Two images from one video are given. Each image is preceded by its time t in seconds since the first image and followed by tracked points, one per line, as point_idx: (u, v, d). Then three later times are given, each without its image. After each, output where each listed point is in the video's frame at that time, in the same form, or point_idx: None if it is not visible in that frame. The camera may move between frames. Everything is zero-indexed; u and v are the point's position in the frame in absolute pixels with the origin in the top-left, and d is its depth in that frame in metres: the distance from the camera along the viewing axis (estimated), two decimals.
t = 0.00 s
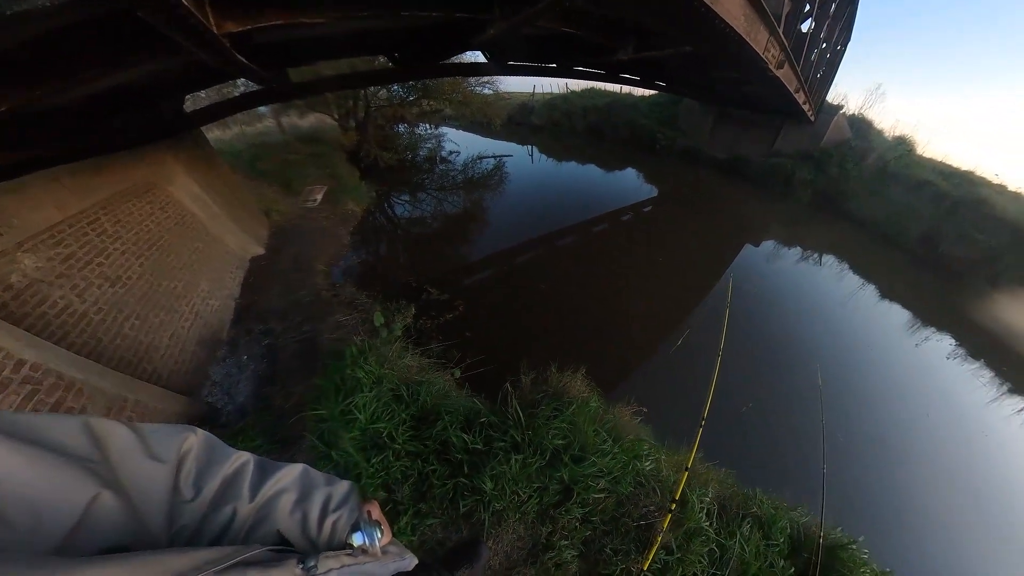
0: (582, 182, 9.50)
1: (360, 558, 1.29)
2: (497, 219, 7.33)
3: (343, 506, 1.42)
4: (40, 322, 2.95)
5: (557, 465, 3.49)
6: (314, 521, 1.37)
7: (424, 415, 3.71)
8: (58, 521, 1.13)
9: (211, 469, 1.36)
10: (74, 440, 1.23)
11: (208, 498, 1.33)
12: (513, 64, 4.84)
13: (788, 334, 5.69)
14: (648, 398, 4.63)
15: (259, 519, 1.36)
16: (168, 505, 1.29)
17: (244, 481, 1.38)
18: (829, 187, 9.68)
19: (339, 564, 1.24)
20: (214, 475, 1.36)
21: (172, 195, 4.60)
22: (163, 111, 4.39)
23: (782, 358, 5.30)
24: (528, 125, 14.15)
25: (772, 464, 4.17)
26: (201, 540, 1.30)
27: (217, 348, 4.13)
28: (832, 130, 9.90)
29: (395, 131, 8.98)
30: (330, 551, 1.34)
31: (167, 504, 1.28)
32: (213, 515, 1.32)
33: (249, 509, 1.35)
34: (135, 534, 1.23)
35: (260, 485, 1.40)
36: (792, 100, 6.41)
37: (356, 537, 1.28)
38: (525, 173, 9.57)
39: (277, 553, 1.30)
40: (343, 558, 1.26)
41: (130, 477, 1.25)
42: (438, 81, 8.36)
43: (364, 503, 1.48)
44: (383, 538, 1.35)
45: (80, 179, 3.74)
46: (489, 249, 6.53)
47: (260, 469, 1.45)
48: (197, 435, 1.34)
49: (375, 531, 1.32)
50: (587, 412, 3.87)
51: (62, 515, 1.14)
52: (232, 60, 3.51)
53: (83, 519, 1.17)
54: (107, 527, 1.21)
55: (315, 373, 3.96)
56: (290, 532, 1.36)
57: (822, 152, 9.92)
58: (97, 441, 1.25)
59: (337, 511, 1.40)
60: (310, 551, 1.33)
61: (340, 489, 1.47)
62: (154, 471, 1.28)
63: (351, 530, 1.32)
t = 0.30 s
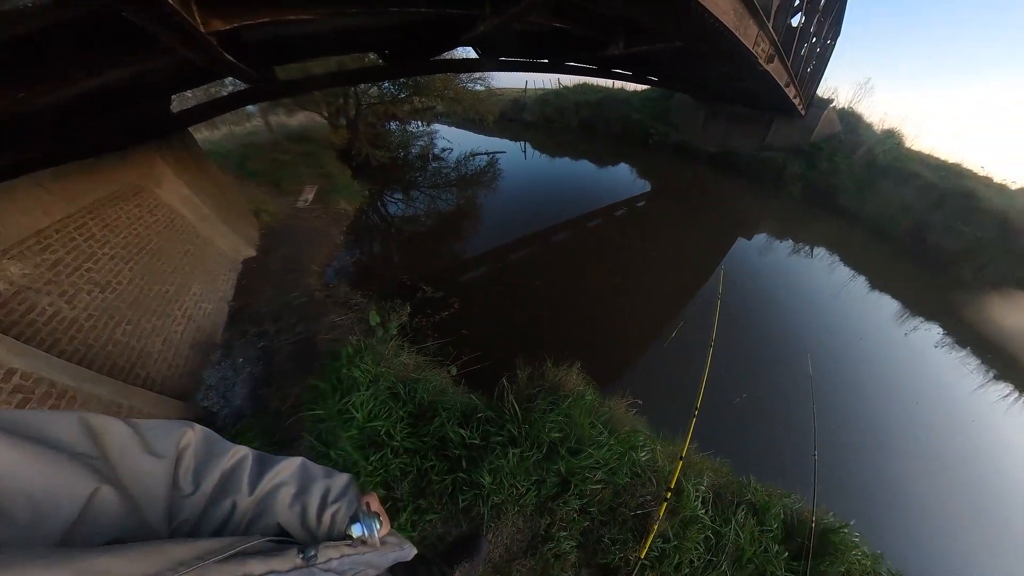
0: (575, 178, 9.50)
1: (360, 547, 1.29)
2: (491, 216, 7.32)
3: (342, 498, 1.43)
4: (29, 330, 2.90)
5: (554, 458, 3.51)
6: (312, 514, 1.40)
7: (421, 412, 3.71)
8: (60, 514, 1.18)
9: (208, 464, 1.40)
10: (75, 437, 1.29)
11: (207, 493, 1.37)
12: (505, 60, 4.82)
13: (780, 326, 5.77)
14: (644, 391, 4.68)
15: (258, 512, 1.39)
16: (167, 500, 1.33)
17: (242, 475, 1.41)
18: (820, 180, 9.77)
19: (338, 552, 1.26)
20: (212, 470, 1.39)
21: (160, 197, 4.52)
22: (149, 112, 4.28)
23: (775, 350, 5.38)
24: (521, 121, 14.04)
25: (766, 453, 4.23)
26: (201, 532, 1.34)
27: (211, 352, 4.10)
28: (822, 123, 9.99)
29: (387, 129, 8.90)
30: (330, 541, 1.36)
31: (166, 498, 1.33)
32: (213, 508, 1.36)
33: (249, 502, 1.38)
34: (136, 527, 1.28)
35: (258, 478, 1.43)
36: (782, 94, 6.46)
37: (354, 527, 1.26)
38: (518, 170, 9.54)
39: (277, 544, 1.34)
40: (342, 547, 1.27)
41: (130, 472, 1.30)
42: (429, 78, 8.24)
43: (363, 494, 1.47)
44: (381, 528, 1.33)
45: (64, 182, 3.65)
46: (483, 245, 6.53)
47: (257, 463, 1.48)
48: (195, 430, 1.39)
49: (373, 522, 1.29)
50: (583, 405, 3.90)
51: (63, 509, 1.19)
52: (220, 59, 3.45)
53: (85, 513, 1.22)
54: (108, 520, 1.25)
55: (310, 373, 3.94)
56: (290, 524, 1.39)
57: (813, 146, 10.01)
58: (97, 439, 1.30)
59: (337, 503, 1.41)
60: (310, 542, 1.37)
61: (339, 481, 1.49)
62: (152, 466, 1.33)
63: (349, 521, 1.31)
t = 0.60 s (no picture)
0: (568, 173, 9.49)
1: (356, 542, 1.43)
2: (485, 212, 7.30)
3: (340, 494, 1.55)
4: (17, 338, 2.81)
5: (552, 452, 3.54)
6: (312, 508, 1.51)
7: (419, 409, 3.72)
8: (61, 505, 1.21)
9: (206, 461, 1.47)
10: (72, 433, 1.33)
11: (206, 488, 1.43)
12: (495, 56, 4.80)
13: (772, 318, 5.85)
14: (639, 384, 4.72)
15: (259, 507, 1.48)
16: (167, 495, 1.39)
17: (240, 472, 1.48)
18: (811, 174, 9.86)
19: (336, 546, 1.39)
20: (210, 466, 1.46)
21: (149, 200, 4.42)
22: (132, 115, 4.11)
23: (768, 341, 5.46)
24: (513, 117, 13.94)
25: (759, 441, 4.31)
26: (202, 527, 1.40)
27: (204, 355, 4.06)
28: (814, 116, 10.08)
29: (379, 127, 8.80)
30: (330, 533, 1.49)
31: (166, 492, 1.39)
32: (212, 503, 1.43)
33: (248, 498, 1.46)
34: (134, 520, 1.32)
35: (256, 475, 1.51)
36: (773, 87, 6.49)
37: (354, 522, 1.41)
38: (511, 166, 9.50)
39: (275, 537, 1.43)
40: (340, 541, 1.40)
41: (130, 465, 1.37)
42: (421, 74, 8.02)
43: (361, 489, 1.62)
44: (379, 522, 1.48)
45: (48, 184, 3.55)
46: (478, 242, 6.52)
47: (254, 460, 1.55)
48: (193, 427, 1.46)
49: (372, 518, 1.45)
50: (580, 399, 3.93)
51: (64, 501, 1.22)
52: (206, 58, 3.39)
53: (84, 505, 1.26)
54: (106, 513, 1.29)
55: (306, 374, 3.92)
56: (289, 518, 1.49)
57: (804, 139, 10.09)
58: (95, 435, 1.36)
59: (335, 498, 1.53)
60: (309, 534, 1.47)
61: (337, 477, 1.61)
62: (150, 463, 1.39)
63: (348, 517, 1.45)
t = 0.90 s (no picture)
0: (556, 172, 9.50)
1: (358, 561, 1.40)
2: (474, 212, 7.26)
3: (336, 513, 1.57)
4: None
5: (551, 454, 3.53)
6: (307, 530, 1.52)
7: (415, 417, 3.67)
8: (33, 559, 1.23)
9: (190, 493, 1.51)
10: (43, 480, 1.39)
11: (193, 522, 1.47)
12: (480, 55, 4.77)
13: (761, 309, 5.98)
14: (633, 379, 4.78)
15: (252, 534, 1.51)
16: (153, 532, 1.44)
17: (227, 500, 1.52)
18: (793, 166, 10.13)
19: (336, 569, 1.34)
20: (196, 499, 1.50)
21: (127, 211, 4.26)
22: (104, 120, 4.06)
23: (758, 332, 5.57)
24: (501, 117, 13.91)
25: (751, 431, 4.41)
26: (195, 559, 1.43)
27: (191, 369, 3.92)
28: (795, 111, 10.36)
29: (364, 129, 8.66)
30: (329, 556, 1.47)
31: (151, 528, 1.43)
32: (202, 534, 1.46)
33: (239, 527, 1.49)
34: (118, 559, 1.37)
35: (246, 502, 1.55)
36: (756, 83, 6.61)
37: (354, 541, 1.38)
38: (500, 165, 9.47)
39: (274, 565, 1.43)
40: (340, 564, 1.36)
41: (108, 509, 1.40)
42: (405, 75, 7.94)
43: (358, 507, 1.68)
44: (380, 538, 1.47)
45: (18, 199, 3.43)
46: (468, 243, 6.48)
47: (244, 487, 1.60)
48: (172, 460, 1.52)
49: (372, 534, 1.43)
50: (577, 399, 3.93)
51: (35, 555, 1.24)
52: (180, 60, 3.26)
53: (58, 556, 1.28)
54: (81, 559, 1.31)
55: (298, 383, 3.83)
56: (283, 542, 1.51)
57: (787, 133, 10.36)
58: (69, 482, 1.40)
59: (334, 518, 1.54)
60: (307, 559, 1.48)
61: (331, 497, 1.64)
62: (132, 501, 1.43)
63: (348, 536, 1.42)
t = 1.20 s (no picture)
0: (535, 175, 9.53)
1: None
2: (454, 218, 7.20)
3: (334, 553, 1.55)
4: None
5: (550, 460, 3.46)
6: None
7: (410, 434, 3.55)
8: None
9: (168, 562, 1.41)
10: None
11: None
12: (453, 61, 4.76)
13: (740, 298, 6.19)
14: (625, 375, 4.85)
15: None
16: None
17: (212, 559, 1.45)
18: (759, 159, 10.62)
19: None
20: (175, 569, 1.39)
21: (82, 237, 4.18)
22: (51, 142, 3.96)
23: (741, 320, 5.77)
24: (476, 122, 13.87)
25: (740, 417, 4.56)
26: None
27: (164, 401, 3.67)
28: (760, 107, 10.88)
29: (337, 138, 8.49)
30: None
31: None
32: None
33: None
34: None
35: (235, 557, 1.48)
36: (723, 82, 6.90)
37: None
38: (479, 171, 9.41)
39: None
40: None
41: None
42: (378, 83, 7.89)
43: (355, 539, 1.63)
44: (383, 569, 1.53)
45: None
46: (450, 249, 6.41)
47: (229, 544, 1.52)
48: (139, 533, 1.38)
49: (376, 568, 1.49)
50: (572, 402, 3.86)
51: None
52: (138, 73, 3.10)
53: None
54: None
55: (282, 406, 3.63)
56: None
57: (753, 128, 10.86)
58: None
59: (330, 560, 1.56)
60: None
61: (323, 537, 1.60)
62: None
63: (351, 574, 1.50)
